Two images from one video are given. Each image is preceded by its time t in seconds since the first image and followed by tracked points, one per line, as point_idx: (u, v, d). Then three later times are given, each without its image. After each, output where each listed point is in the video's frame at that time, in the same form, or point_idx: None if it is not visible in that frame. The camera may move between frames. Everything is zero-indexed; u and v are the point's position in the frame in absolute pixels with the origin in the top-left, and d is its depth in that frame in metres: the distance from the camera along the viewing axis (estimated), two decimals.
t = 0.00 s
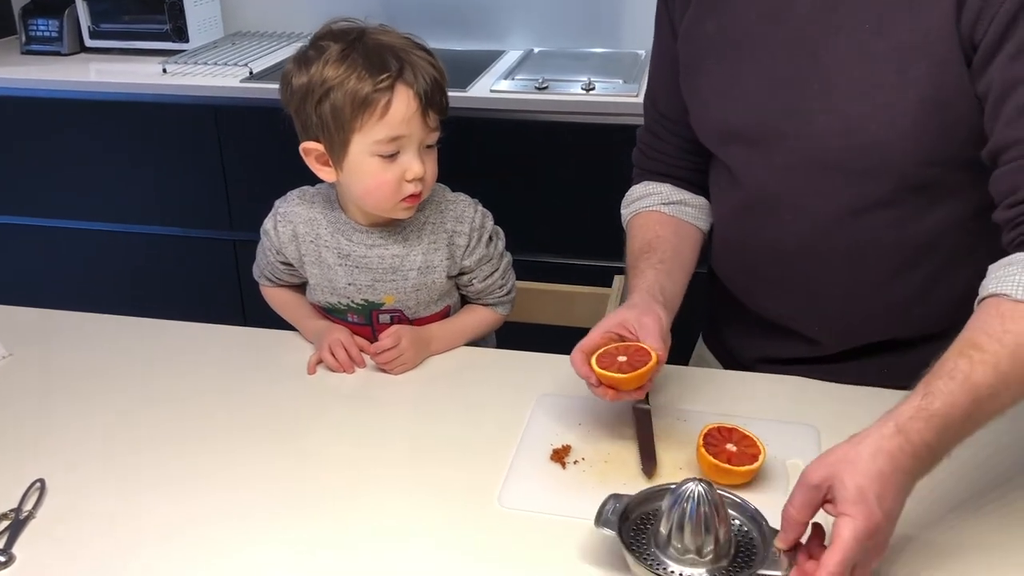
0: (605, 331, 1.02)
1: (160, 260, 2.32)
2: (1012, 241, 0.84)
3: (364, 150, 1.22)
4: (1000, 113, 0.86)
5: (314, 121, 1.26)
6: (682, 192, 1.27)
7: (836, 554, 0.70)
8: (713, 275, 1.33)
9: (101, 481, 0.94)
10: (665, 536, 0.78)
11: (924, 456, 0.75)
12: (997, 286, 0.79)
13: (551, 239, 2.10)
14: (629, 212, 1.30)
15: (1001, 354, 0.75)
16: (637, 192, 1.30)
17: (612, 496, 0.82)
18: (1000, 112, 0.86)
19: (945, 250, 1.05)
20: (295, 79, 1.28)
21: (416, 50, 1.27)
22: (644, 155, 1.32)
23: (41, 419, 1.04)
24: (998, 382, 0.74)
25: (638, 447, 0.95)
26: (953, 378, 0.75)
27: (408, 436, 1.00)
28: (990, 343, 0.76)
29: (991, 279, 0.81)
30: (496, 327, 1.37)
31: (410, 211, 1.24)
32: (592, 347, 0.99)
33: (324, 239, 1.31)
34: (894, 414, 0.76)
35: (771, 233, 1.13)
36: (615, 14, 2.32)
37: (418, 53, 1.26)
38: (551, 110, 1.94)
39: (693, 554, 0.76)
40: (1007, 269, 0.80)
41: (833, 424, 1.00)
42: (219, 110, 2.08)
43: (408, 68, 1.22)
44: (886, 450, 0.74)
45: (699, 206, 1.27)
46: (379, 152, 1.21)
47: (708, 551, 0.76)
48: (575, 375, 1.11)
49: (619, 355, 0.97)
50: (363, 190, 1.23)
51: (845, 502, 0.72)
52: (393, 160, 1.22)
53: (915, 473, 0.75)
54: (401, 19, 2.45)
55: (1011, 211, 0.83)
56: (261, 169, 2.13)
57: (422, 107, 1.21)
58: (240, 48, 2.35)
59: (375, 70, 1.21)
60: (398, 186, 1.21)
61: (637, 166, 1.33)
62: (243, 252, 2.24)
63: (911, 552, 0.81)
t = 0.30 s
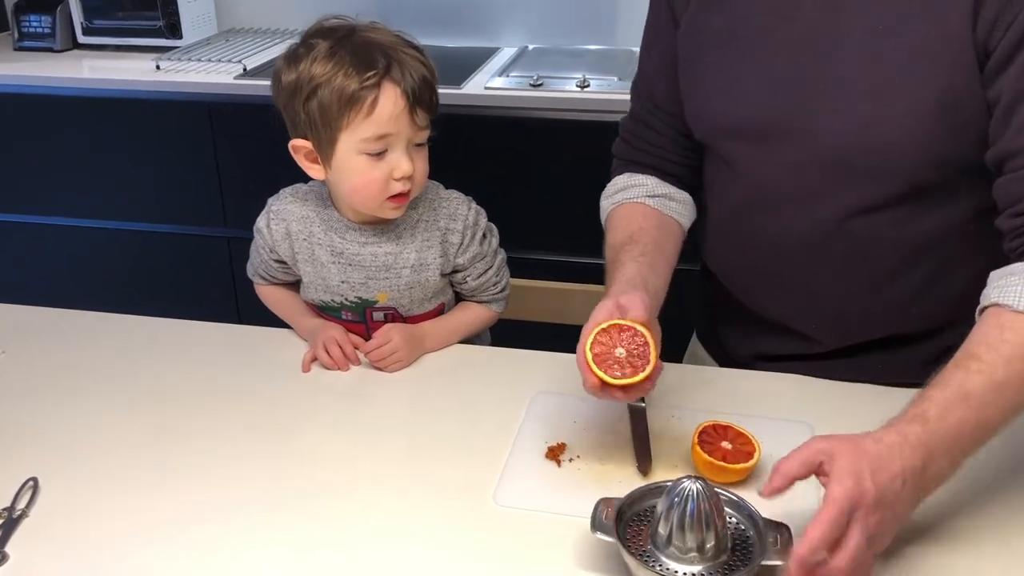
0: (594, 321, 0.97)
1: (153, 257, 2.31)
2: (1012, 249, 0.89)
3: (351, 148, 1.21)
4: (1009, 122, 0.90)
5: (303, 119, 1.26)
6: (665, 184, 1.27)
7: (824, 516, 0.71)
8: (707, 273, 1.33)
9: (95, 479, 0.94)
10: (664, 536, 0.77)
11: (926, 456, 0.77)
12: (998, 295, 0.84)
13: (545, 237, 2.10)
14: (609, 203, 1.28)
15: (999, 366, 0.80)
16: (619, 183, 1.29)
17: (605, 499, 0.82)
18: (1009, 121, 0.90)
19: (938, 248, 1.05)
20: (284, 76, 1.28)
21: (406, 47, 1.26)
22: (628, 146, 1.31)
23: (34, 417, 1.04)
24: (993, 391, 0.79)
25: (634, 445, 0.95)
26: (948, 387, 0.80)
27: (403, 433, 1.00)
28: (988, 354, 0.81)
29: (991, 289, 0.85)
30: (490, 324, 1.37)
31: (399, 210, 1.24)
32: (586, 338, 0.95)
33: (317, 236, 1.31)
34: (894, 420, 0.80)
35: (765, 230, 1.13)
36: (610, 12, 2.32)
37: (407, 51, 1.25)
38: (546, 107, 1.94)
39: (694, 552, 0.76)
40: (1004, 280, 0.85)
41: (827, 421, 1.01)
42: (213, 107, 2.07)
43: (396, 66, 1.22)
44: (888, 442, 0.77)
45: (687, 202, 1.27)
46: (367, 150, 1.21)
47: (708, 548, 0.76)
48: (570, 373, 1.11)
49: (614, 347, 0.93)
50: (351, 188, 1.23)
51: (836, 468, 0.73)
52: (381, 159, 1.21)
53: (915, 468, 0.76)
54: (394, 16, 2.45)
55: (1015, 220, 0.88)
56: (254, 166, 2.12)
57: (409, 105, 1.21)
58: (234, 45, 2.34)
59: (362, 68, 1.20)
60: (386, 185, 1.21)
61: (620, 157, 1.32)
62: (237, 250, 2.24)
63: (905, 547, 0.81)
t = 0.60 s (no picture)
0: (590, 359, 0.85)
1: (149, 256, 2.30)
2: (995, 268, 0.88)
3: (336, 140, 1.22)
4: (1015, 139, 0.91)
5: (291, 111, 1.27)
6: (650, 184, 1.19)
7: (783, 518, 0.73)
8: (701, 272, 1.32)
9: (89, 478, 0.94)
10: (660, 535, 0.77)
11: (894, 482, 0.78)
12: (975, 321, 0.84)
13: (541, 236, 2.10)
14: (590, 194, 1.18)
15: (968, 396, 0.81)
16: (604, 174, 1.19)
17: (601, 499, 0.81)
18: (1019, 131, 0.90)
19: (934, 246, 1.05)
20: (275, 67, 1.29)
21: (395, 41, 1.26)
22: (612, 136, 1.24)
23: (28, 418, 1.04)
24: (961, 420, 0.80)
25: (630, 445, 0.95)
26: (916, 415, 0.81)
27: (399, 432, 1.00)
28: (957, 383, 0.81)
29: (967, 314, 0.85)
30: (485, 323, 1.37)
31: (388, 202, 1.24)
32: (590, 386, 0.83)
33: (313, 233, 1.31)
34: (863, 446, 0.81)
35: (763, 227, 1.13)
36: (606, 10, 2.32)
37: (396, 44, 1.25)
38: (542, 106, 1.94)
39: (689, 552, 0.76)
40: (983, 304, 0.85)
41: (822, 420, 1.01)
42: (208, 106, 2.07)
43: (382, 58, 1.22)
44: (853, 463, 0.78)
45: (669, 211, 1.20)
46: (351, 141, 1.21)
47: (704, 547, 0.76)
48: (566, 373, 1.10)
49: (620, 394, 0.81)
50: (337, 180, 1.23)
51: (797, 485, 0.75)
52: (365, 150, 1.21)
53: (882, 491, 0.77)
54: (390, 14, 2.44)
55: (1005, 237, 0.87)
56: (250, 165, 2.12)
57: (393, 95, 1.20)
58: (229, 43, 2.33)
59: (346, 59, 1.21)
60: (373, 176, 1.21)
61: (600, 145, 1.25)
62: (232, 248, 2.23)
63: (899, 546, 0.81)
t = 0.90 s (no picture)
0: (638, 372, 0.73)
1: (147, 257, 2.30)
2: (997, 284, 0.89)
3: (326, 139, 1.22)
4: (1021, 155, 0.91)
5: (284, 109, 1.27)
6: (644, 169, 1.05)
7: (771, 517, 0.74)
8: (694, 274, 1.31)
9: (85, 481, 0.93)
10: (656, 537, 0.77)
11: (886, 490, 0.79)
12: (975, 336, 0.84)
13: (539, 237, 2.10)
14: (578, 166, 1.02)
15: (965, 410, 0.82)
16: (600, 147, 1.04)
17: (600, 499, 0.81)
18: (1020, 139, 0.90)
19: (930, 249, 1.05)
20: (270, 65, 1.29)
21: (391, 43, 1.27)
22: (601, 101, 1.10)
23: (26, 420, 1.03)
24: (956, 433, 0.81)
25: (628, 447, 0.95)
26: (912, 427, 0.82)
27: (397, 433, 1.00)
28: (954, 398, 0.82)
29: (967, 328, 0.86)
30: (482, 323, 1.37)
31: (377, 202, 1.24)
32: (642, 408, 0.71)
33: (309, 233, 1.31)
34: (858, 455, 0.83)
35: (758, 228, 1.13)
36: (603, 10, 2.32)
37: (391, 46, 1.26)
38: (540, 107, 1.94)
39: (684, 555, 0.76)
40: (983, 320, 0.85)
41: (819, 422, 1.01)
42: (205, 107, 2.07)
43: (374, 58, 1.22)
44: (845, 471, 0.79)
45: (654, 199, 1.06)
46: (341, 140, 1.21)
47: (698, 550, 0.77)
48: (562, 375, 1.10)
49: (677, 420, 0.71)
50: (328, 178, 1.23)
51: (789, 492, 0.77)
52: (356, 150, 1.21)
53: (873, 498, 0.78)
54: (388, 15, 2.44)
55: (1012, 254, 0.87)
56: (247, 166, 2.12)
57: (383, 97, 1.21)
58: (226, 44, 2.33)
59: (338, 58, 1.21)
60: (362, 176, 1.21)
61: (584, 108, 1.11)
62: (230, 250, 2.23)
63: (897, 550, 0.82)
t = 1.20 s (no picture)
0: (678, 393, 0.71)
1: (145, 259, 2.30)
2: (994, 287, 0.89)
3: (328, 145, 1.22)
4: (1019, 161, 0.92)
5: (286, 112, 1.27)
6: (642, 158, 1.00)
7: (771, 525, 0.75)
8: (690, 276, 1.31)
9: (83, 482, 0.94)
10: (654, 538, 0.77)
11: (880, 489, 0.79)
12: (972, 339, 0.85)
13: (537, 238, 2.11)
14: (583, 149, 0.96)
15: (960, 412, 0.82)
16: (607, 134, 0.98)
17: (595, 500, 0.81)
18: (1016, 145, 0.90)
19: (925, 250, 1.06)
20: (273, 66, 1.29)
21: (396, 51, 1.27)
22: (603, 82, 1.05)
23: (25, 421, 1.04)
24: (951, 435, 0.82)
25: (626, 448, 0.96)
26: (907, 428, 0.82)
27: (395, 435, 1.00)
28: (950, 399, 0.83)
29: (963, 331, 0.87)
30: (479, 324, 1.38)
31: (375, 209, 1.25)
32: (686, 432, 0.69)
33: (306, 236, 1.31)
34: (852, 454, 0.83)
35: (755, 230, 1.14)
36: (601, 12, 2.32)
37: (396, 55, 1.26)
38: (538, 109, 1.94)
39: (682, 556, 0.77)
40: (981, 322, 0.86)
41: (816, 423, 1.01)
42: (204, 109, 2.07)
43: (380, 68, 1.23)
44: (840, 470, 0.80)
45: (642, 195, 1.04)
46: (343, 147, 1.22)
47: (695, 551, 0.77)
48: (559, 376, 1.10)
49: (715, 447, 0.71)
50: (328, 184, 1.24)
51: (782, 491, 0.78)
52: (357, 157, 1.22)
53: (868, 498, 0.79)
54: (385, 17, 2.44)
55: (1009, 259, 0.88)
56: (245, 167, 2.12)
57: (388, 107, 1.21)
58: (225, 46, 2.33)
59: (345, 66, 1.21)
60: (362, 184, 1.22)
61: (583, 85, 1.05)
62: (229, 251, 2.23)
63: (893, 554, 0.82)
